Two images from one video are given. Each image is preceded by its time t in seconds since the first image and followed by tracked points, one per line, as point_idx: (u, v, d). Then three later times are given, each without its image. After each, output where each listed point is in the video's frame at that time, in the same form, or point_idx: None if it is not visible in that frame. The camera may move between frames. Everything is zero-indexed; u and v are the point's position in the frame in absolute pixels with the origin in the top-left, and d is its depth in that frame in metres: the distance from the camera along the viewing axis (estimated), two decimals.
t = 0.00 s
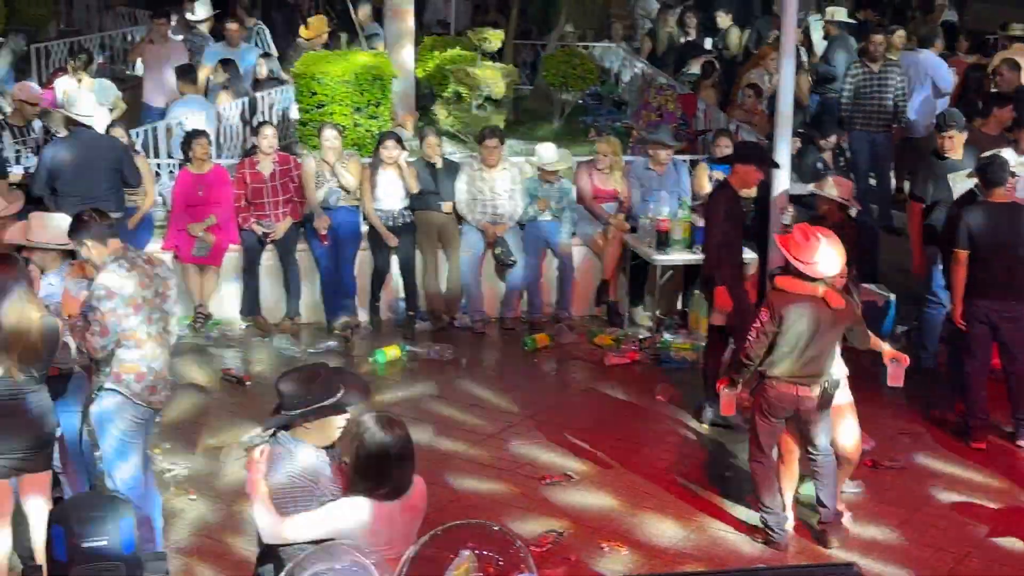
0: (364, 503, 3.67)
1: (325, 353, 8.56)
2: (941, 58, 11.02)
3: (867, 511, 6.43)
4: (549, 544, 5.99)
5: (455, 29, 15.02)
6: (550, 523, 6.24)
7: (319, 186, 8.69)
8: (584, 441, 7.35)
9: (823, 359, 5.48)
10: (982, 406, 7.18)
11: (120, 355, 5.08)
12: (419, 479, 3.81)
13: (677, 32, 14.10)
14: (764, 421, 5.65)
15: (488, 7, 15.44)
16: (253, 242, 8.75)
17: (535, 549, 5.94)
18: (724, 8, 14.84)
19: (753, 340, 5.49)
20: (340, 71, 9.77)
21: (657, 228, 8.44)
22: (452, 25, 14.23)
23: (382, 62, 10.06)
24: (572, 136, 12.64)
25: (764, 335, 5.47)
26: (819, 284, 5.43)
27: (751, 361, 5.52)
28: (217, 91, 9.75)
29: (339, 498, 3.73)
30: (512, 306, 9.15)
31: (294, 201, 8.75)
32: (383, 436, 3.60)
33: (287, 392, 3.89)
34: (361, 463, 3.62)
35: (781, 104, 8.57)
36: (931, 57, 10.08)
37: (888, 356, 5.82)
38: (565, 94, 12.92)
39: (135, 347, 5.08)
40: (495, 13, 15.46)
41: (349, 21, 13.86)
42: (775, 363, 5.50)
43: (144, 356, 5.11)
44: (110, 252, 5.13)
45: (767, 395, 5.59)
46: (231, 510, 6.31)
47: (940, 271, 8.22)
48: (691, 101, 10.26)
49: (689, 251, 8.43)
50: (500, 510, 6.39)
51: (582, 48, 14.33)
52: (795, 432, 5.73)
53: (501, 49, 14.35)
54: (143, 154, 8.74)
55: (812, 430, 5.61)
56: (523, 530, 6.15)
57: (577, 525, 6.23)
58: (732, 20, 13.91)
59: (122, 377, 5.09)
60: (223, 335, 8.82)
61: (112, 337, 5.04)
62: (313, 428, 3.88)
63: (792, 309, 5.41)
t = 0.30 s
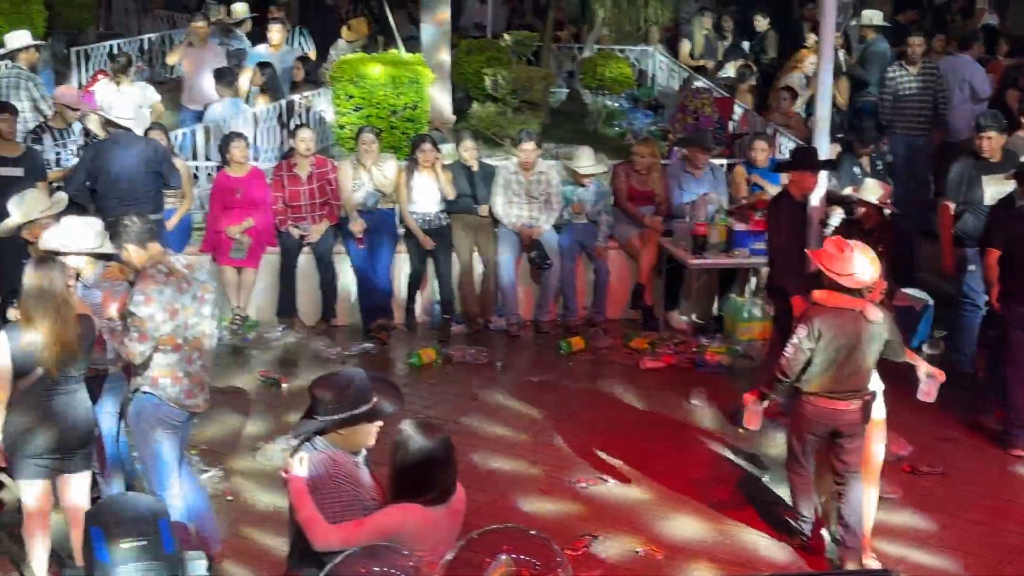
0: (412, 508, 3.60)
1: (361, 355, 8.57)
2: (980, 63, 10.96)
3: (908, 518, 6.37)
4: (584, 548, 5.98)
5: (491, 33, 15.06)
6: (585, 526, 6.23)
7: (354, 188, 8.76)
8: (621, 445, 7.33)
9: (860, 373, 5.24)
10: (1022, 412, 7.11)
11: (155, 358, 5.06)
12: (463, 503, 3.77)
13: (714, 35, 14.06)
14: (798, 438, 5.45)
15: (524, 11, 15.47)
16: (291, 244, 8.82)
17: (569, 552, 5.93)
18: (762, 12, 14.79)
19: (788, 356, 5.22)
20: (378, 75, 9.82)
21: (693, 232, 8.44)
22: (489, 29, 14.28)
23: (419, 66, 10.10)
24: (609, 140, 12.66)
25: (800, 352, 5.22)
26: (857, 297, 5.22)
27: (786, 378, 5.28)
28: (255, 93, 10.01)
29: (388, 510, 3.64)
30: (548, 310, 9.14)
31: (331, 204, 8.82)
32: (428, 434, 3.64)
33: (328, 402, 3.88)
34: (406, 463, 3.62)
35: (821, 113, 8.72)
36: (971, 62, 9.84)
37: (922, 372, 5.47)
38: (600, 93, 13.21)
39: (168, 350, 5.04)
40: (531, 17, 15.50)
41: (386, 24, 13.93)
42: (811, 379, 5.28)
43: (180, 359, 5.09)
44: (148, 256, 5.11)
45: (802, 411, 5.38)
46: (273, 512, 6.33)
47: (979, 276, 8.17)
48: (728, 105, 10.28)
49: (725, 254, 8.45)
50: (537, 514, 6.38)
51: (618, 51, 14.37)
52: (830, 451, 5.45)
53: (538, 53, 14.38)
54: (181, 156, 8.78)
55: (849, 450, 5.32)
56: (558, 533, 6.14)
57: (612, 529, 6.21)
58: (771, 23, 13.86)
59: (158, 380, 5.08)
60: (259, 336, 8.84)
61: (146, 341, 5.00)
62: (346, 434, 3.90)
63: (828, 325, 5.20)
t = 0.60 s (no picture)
0: (457, 502, 3.78)
1: (394, 358, 8.58)
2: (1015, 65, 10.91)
3: (945, 522, 6.33)
4: (616, 551, 5.99)
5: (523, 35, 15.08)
6: (620, 531, 6.23)
7: (386, 190, 8.81)
8: (654, 448, 7.33)
9: (900, 395, 4.95)
10: None
11: (189, 359, 5.03)
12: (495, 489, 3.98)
13: (746, 38, 14.02)
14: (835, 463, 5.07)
15: (555, 13, 15.49)
16: (324, 247, 8.83)
17: (602, 556, 5.95)
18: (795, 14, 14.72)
19: (816, 379, 4.96)
20: (409, 78, 9.88)
21: (726, 234, 8.44)
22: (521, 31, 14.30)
23: (451, 69, 10.14)
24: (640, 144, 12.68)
25: (829, 372, 4.94)
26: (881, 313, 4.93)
27: (818, 402, 4.99)
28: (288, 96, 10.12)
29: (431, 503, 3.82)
30: (580, 312, 9.15)
31: (364, 206, 8.82)
32: (464, 431, 3.78)
33: (370, 401, 3.93)
34: (446, 459, 3.79)
35: (855, 116, 8.72)
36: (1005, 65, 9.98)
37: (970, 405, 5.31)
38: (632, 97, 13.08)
39: (201, 352, 5.00)
40: (563, 19, 15.52)
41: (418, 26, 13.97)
42: (849, 404, 4.95)
43: (214, 361, 5.05)
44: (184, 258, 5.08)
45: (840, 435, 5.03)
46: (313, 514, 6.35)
47: (1012, 280, 8.12)
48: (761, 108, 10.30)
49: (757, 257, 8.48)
50: (571, 517, 6.39)
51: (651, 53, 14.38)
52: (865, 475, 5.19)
53: (569, 55, 14.40)
54: (214, 158, 8.83)
55: (894, 469, 5.10)
56: (592, 537, 6.15)
57: (646, 533, 6.21)
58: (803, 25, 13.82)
59: (193, 381, 5.08)
60: (293, 338, 8.87)
61: (177, 342, 4.92)
62: (381, 435, 3.93)
63: (858, 343, 4.90)
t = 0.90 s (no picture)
0: (488, 504, 3.79)
1: (417, 360, 8.59)
2: None
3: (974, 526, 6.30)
4: (639, 553, 5.99)
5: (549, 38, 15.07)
6: (643, 532, 6.24)
7: (412, 190, 8.77)
8: (678, 450, 7.32)
9: (895, 400, 4.93)
10: None
11: (215, 360, 5.02)
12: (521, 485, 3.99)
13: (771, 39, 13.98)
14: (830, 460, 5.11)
15: (580, 15, 15.46)
16: (347, 248, 8.85)
17: (626, 558, 5.95)
18: (821, 15, 14.67)
19: (825, 373, 4.93)
20: (435, 80, 9.96)
21: (750, 236, 8.51)
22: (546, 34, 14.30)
23: (476, 71, 10.19)
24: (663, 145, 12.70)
25: (838, 369, 4.91)
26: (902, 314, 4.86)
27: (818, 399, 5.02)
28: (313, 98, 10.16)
29: (460, 507, 3.81)
30: (604, 314, 9.15)
31: (389, 208, 8.88)
32: (496, 434, 3.76)
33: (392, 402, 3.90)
34: (474, 463, 3.78)
35: (880, 118, 8.70)
36: None
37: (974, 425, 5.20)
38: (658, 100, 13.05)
39: (227, 353, 5.00)
40: (587, 20, 15.50)
41: (443, 29, 13.99)
42: (844, 403, 4.98)
43: (239, 363, 5.02)
44: (213, 259, 5.06)
45: (832, 433, 5.07)
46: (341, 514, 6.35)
47: None
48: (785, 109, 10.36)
49: (782, 260, 8.46)
50: (593, 519, 6.39)
51: (676, 55, 14.37)
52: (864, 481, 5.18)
53: (593, 57, 14.40)
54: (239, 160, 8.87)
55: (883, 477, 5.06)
56: (615, 538, 6.16)
57: (669, 535, 6.21)
58: (829, 26, 13.78)
59: (218, 382, 5.05)
60: (317, 340, 8.89)
61: (204, 342, 4.87)
62: (404, 435, 3.93)
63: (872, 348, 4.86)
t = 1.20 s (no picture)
0: (518, 505, 3.81)
1: (438, 361, 8.60)
2: None
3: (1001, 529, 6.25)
4: (661, 555, 5.99)
5: (571, 40, 15.09)
6: (665, 534, 6.23)
7: (434, 193, 8.87)
8: (701, 451, 7.30)
9: (916, 414, 4.81)
10: None
11: (243, 357, 5.01)
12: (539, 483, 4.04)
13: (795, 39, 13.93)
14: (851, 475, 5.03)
15: (602, 17, 15.46)
16: (369, 249, 8.86)
17: (648, 560, 5.95)
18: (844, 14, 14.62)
19: (845, 387, 4.91)
20: (457, 82, 10.02)
21: (772, 238, 8.44)
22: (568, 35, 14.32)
23: (497, 73, 10.23)
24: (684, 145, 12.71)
25: (859, 384, 4.87)
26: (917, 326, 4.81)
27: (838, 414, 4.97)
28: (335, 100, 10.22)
29: (490, 511, 3.81)
30: (626, 316, 9.15)
31: (409, 210, 8.88)
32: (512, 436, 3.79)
33: (410, 408, 3.82)
34: (496, 465, 3.79)
35: (904, 117, 8.67)
36: None
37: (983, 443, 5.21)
38: (679, 101, 13.05)
39: (255, 351, 4.99)
40: (610, 21, 15.50)
41: (466, 30, 14.02)
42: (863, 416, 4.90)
43: (267, 361, 5.00)
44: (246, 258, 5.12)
45: (851, 447, 4.99)
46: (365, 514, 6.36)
47: None
48: (807, 111, 10.39)
49: (805, 261, 8.41)
50: (615, 521, 6.38)
51: (698, 56, 14.36)
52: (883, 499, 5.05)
53: (615, 58, 14.41)
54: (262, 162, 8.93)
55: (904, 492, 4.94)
56: (636, 540, 6.15)
57: (691, 537, 6.19)
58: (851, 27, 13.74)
59: (244, 379, 5.03)
60: (339, 342, 8.91)
61: (234, 338, 4.89)
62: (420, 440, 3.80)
63: (891, 359, 4.80)
